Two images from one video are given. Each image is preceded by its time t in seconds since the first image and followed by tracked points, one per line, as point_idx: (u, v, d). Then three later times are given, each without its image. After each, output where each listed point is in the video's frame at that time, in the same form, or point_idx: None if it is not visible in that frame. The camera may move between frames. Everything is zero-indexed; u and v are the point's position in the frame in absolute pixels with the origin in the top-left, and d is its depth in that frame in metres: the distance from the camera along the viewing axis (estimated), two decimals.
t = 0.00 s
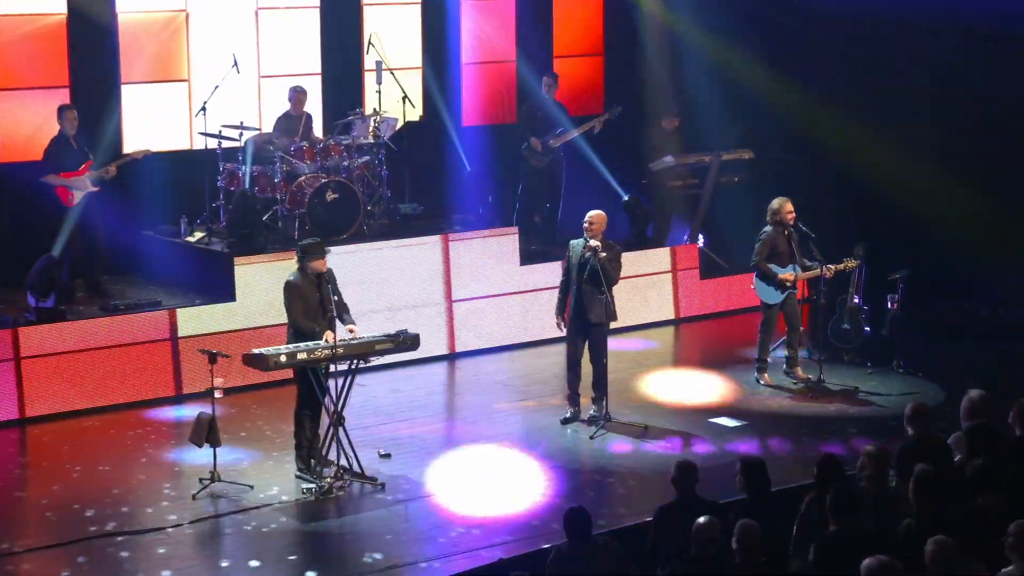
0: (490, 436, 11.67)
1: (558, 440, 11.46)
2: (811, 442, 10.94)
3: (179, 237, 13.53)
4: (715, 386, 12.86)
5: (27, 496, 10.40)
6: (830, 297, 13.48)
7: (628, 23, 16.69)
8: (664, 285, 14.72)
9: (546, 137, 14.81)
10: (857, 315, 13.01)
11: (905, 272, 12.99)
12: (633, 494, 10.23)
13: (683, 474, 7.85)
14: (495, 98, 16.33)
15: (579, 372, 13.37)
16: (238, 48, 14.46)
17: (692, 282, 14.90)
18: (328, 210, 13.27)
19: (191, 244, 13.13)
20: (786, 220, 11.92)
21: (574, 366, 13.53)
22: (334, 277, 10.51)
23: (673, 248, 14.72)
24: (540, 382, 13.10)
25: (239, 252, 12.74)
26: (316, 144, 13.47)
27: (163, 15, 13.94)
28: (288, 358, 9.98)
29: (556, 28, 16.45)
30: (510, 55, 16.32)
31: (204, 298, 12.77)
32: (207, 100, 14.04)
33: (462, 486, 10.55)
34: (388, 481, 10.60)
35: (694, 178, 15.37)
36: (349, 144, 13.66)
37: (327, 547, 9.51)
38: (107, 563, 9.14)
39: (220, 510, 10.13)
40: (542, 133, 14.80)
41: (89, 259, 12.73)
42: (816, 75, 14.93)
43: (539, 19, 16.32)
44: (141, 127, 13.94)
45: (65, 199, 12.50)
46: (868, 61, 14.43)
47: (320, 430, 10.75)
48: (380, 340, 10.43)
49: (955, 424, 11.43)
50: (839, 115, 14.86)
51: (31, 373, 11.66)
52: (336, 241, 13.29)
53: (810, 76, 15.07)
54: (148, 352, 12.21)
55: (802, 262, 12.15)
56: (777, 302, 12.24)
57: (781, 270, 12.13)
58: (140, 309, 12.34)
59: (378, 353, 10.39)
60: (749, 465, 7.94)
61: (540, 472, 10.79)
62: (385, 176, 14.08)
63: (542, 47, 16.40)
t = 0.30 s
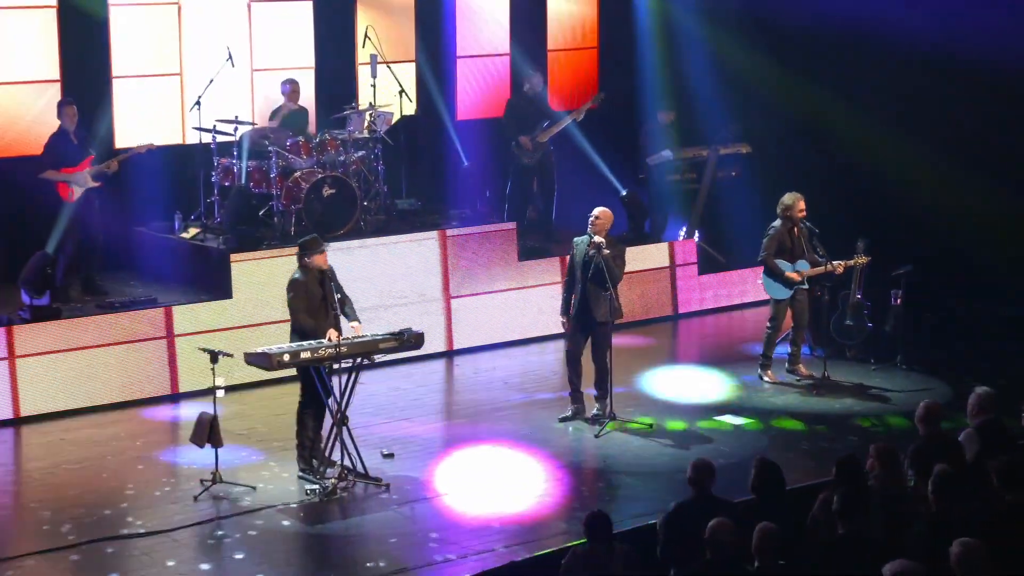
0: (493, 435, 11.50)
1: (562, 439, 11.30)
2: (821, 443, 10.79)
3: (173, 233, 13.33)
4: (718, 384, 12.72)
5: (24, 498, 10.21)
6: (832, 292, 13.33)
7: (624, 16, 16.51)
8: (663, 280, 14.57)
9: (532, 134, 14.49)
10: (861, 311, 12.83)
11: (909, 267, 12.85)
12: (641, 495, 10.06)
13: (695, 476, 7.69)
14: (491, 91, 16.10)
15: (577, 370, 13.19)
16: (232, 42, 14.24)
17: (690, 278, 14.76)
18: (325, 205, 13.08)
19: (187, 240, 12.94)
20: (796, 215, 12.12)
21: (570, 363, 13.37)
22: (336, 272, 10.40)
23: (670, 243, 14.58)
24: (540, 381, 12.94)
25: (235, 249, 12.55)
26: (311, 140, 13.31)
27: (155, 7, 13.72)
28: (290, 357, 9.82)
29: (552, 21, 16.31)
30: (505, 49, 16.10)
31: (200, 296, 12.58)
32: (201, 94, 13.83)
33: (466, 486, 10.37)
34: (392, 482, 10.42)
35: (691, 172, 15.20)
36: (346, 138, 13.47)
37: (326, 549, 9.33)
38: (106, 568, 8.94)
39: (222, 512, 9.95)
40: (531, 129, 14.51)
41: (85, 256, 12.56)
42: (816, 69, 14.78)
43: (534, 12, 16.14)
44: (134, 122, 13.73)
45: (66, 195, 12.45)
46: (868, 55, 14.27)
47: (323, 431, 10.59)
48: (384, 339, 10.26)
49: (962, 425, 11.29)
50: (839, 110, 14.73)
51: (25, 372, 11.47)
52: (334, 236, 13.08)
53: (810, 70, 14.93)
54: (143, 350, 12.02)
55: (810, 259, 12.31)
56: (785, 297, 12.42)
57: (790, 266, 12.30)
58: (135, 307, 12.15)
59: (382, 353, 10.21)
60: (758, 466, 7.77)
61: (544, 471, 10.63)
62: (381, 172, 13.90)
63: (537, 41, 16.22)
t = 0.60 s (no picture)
0: (497, 435, 11.39)
1: (567, 438, 11.18)
2: (829, 443, 10.68)
3: (170, 230, 13.19)
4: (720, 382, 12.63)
5: (23, 500, 10.06)
6: (835, 288, 13.24)
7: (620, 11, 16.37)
8: (661, 276, 14.47)
9: (525, 130, 14.11)
10: (864, 306, 12.70)
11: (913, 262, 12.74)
12: (649, 497, 9.93)
13: (707, 474, 7.45)
14: (487, 86, 15.91)
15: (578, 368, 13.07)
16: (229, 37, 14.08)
17: (690, 274, 14.65)
18: (322, 201, 12.90)
19: (184, 238, 12.79)
20: (806, 210, 12.15)
21: (570, 361, 13.25)
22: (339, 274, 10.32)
23: (668, 239, 14.47)
24: (541, 379, 12.82)
25: (233, 246, 12.40)
26: (309, 136, 13.16)
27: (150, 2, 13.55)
28: (295, 357, 9.70)
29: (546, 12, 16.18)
30: (499, 43, 15.95)
31: (198, 293, 12.44)
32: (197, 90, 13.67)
33: (473, 486, 10.24)
34: (397, 483, 10.28)
35: (691, 168, 15.00)
36: (344, 134, 13.34)
37: (330, 552, 9.19)
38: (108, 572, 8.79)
39: (225, 514, 9.81)
40: (523, 125, 14.14)
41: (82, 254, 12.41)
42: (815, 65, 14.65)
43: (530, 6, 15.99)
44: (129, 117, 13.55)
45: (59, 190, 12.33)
46: (869, 51, 14.14)
47: (326, 430, 10.46)
48: (389, 338, 10.13)
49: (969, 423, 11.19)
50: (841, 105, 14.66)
51: (21, 372, 11.31)
52: (333, 233, 12.94)
53: (810, 65, 14.81)
54: (140, 349, 11.88)
55: (820, 254, 12.32)
56: (794, 294, 12.47)
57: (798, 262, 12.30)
58: (132, 305, 12.00)
59: (388, 352, 10.09)
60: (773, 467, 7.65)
61: (553, 470, 10.51)
62: (379, 168, 13.77)
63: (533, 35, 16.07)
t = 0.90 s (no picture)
0: (500, 434, 11.25)
1: (571, 437, 11.05)
2: (838, 443, 10.55)
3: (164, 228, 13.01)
4: (720, 380, 12.51)
5: (20, 502, 9.88)
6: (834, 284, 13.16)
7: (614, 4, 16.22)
8: (658, 272, 14.34)
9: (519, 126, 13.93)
10: (864, 302, 12.62)
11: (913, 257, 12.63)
12: (658, 498, 9.80)
13: (721, 476, 7.40)
14: (478, 82, 15.62)
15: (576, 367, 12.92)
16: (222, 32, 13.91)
17: (686, 270, 14.53)
18: (318, 197, 12.76)
19: (178, 236, 12.62)
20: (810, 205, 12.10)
21: (567, 359, 13.11)
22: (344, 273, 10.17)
23: (664, 235, 14.34)
24: (540, 378, 12.68)
25: (229, 243, 12.24)
26: (304, 131, 13.02)
27: None
28: (298, 356, 9.56)
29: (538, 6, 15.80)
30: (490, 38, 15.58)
31: (193, 291, 12.27)
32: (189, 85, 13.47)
33: (480, 486, 10.10)
34: (401, 484, 10.13)
35: (689, 163, 14.97)
36: (338, 130, 13.19)
37: (337, 553, 9.03)
38: None
39: (228, 515, 9.64)
40: (517, 120, 13.96)
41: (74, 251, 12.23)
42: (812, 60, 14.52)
43: None
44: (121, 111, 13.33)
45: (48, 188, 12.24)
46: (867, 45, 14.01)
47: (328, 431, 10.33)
48: (392, 336, 9.98)
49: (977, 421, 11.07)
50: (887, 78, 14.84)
51: (14, 372, 11.13)
52: (329, 230, 12.80)
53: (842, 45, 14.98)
54: (134, 349, 11.70)
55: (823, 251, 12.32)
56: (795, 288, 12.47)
57: (802, 257, 12.30)
58: (126, 303, 11.83)
59: (391, 351, 9.94)
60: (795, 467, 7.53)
61: (560, 469, 10.39)
62: (374, 164, 13.61)
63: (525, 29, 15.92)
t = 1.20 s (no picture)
0: (500, 433, 11.14)
1: (573, 436, 10.94)
2: (844, 442, 10.47)
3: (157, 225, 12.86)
4: (718, 377, 12.42)
5: (18, 505, 9.73)
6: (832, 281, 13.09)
7: None
8: (653, 269, 14.23)
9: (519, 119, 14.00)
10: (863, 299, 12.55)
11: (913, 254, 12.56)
12: (666, 498, 9.69)
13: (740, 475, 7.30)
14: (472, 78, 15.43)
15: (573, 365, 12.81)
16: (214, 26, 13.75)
17: (681, 267, 14.43)
18: (313, 194, 12.62)
19: (171, 233, 12.47)
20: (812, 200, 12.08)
21: (565, 357, 13.00)
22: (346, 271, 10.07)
23: (660, 231, 14.23)
24: (538, 376, 12.57)
25: (224, 240, 12.10)
26: (299, 127, 12.90)
27: None
28: (301, 356, 9.45)
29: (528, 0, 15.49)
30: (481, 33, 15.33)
31: (188, 289, 12.12)
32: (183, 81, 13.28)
33: (482, 486, 10.00)
34: (404, 484, 10.00)
35: (683, 159, 14.85)
36: (332, 126, 13.07)
37: (341, 555, 8.90)
38: None
39: (230, 517, 9.50)
40: (517, 114, 14.00)
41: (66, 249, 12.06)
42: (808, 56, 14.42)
43: None
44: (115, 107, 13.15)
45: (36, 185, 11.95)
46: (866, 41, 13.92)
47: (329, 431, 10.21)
48: (395, 336, 9.86)
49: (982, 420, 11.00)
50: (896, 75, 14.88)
51: (8, 372, 10.97)
52: (323, 228, 12.64)
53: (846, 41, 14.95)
54: (128, 348, 11.55)
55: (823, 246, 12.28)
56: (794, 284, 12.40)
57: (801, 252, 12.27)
58: (120, 302, 11.68)
59: (394, 351, 9.82)
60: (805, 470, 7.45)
61: (563, 468, 10.29)
62: (368, 160, 13.48)
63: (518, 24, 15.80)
